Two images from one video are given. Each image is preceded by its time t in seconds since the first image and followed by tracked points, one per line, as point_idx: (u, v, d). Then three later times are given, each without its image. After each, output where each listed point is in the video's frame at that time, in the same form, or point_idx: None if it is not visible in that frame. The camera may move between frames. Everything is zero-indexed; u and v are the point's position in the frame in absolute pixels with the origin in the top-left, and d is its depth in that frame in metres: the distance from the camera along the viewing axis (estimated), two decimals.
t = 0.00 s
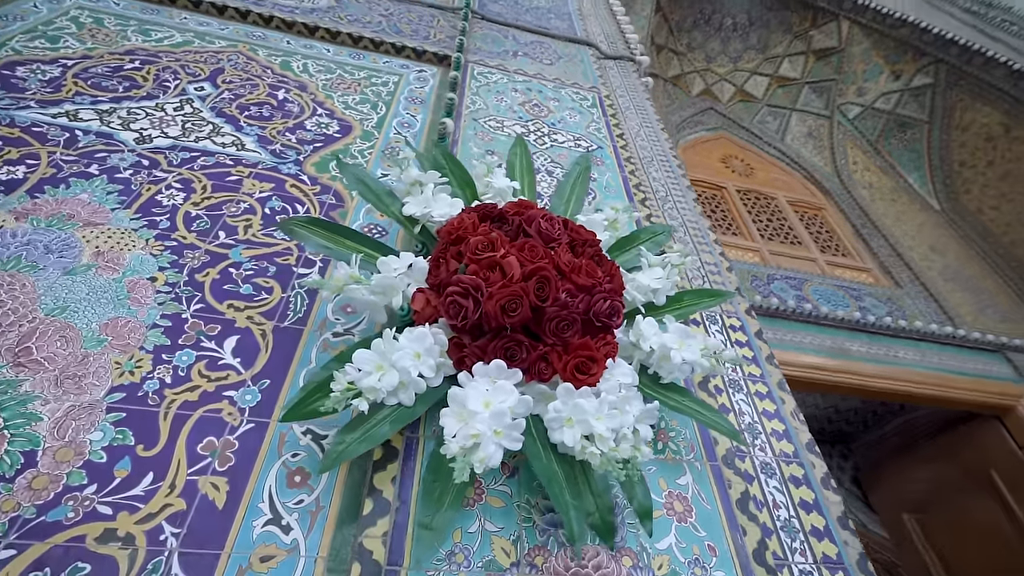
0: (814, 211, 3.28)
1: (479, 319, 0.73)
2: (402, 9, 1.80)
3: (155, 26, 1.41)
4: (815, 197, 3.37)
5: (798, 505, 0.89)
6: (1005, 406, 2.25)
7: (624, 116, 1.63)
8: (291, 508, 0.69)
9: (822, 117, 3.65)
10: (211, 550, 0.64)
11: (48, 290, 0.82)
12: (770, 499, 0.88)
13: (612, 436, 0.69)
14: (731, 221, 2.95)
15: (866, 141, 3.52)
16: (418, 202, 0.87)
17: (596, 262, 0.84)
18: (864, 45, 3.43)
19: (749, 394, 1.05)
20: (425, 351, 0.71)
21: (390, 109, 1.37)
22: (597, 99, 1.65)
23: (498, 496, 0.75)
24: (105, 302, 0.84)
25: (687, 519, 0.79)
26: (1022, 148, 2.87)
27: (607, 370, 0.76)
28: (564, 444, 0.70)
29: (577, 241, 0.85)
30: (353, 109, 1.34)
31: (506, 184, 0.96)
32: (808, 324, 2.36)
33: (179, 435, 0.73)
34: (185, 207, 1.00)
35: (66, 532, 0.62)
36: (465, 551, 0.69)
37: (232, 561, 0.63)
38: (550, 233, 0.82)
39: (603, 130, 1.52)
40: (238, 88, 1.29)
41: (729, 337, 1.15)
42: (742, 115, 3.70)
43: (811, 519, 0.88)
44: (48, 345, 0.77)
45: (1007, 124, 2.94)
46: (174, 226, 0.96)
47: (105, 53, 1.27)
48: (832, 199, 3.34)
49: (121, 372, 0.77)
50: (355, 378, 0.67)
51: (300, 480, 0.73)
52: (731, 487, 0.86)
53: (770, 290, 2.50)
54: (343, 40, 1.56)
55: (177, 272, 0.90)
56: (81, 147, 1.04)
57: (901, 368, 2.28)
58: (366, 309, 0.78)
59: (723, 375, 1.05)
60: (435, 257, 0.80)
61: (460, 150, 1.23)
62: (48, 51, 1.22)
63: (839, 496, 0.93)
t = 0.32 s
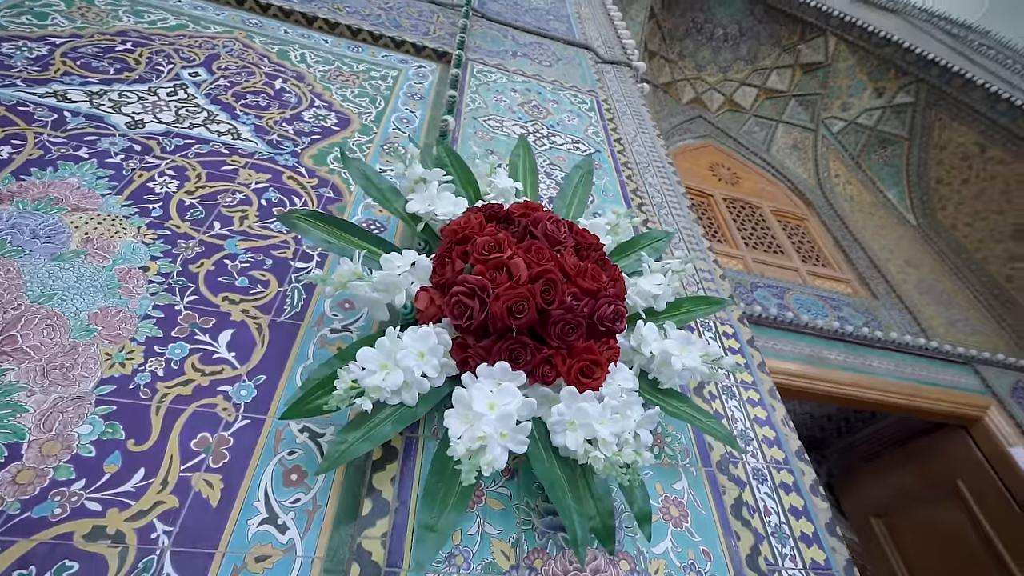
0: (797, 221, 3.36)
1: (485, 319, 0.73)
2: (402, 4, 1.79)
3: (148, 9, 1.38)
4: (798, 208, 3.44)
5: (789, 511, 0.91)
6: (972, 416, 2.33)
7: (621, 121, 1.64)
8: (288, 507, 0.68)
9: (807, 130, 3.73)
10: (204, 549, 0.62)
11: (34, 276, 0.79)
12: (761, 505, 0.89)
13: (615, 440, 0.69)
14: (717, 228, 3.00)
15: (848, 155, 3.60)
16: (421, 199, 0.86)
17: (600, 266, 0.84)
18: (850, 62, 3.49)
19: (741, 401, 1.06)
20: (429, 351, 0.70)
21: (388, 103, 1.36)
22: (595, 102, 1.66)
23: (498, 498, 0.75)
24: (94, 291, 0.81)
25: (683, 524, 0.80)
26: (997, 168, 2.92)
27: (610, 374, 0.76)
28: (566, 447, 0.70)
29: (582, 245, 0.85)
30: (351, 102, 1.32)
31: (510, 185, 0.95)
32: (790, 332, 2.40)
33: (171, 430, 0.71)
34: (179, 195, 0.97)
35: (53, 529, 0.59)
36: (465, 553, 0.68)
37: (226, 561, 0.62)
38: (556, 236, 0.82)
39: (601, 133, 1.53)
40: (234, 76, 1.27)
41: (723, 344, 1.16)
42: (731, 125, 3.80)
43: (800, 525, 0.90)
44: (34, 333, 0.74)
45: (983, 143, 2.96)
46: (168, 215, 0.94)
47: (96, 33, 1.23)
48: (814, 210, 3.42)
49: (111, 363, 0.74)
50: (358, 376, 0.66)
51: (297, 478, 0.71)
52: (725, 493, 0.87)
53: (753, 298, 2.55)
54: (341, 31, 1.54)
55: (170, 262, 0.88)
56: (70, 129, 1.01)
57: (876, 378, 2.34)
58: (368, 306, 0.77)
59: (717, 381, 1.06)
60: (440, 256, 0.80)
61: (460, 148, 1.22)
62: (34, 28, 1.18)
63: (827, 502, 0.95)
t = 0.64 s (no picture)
0: (781, 230, 3.42)
1: (490, 320, 0.72)
2: None
3: None
4: (782, 218, 3.52)
5: (780, 517, 0.92)
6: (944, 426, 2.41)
7: (619, 126, 1.64)
8: (285, 506, 0.66)
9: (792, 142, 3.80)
10: (198, 548, 0.60)
11: (21, 262, 0.76)
12: (753, 510, 0.90)
13: (618, 445, 0.69)
14: (704, 235, 3.04)
15: (831, 168, 3.68)
16: (425, 197, 0.85)
17: (604, 270, 0.84)
18: (836, 77, 3.52)
19: (734, 407, 1.08)
20: (432, 350, 0.70)
21: (388, 98, 1.34)
22: (593, 106, 1.66)
23: (497, 500, 0.74)
24: (84, 279, 0.78)
25: (679, 529, 0.81)
26: (973, 187, 2.99)
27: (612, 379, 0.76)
28: (569, 451, 0.70)
29: (587, 248, 0.85)
30: (350, 95, 1.31)
31: (513, 185, 0.95)
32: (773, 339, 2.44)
33: (165, 426, 0.69)
34: (174, 183, 0.95)
35: (39, 526, 0.57)
36: (465, 556, 0.67)
37: (221, 561, 0.60)
38: (562, 239, 0.82)
39: (598, 137, 1.53)
40: (231, 64, 1.25)
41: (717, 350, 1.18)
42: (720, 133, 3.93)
43: (791, 531, 0.91)
44: (20, 322, 0.71)
45: (960, 161, 3.04)
46: (162, 203, 0.91)
47: (87, 13, 1.21)
48: (798, 221, 3.50)
49: (103, 355, 0.72)
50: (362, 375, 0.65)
51: (294, 477, 0.69)
52: (720, 498, 0.88)
53: (737, 304, 2.59)
54: (341, 23, 1.53)
55: (163, 252, 0.85)
56: (59, 110, 0.98)
57: (854, 387, 2.39)
58: (370, 303, 0.76)
59: (711, 388, 1.07)
60: (445, 255, 0.79)
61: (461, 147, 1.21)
62: (23, 5, 1.15)
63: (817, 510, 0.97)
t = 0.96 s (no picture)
0: (767, 239, 3.48)
1: (496, 321, 0.72)
2: None
3: None
4: (768, 227, 3.58)
5: (771, 523, 0.93)
6: (916, 435, 2.48)
7: (616, 130, 1.65)
8: (282, 506, 0.65)
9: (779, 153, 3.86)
10: (193, 548, 0.58)
11: (9, 248, 0.74)
12: (746, 516, 0.91)
13: (621, 449, 0.69)
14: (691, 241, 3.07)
15: (817, 180, 3.75)
16: (430, 194, 0.84)
17: (608, 274, 0.84)
18: (824, 91, 3.58)
19: (728, 413, 1.09)
20: (437, 350, 0.69)
21: (388, 93, 1.33)
22: (592, 110, 1.67)
23: (497, 503, 0.74)
24: (76, 266, 0.76)
25: (675, 533, 0.81)
26: (952, 204, 3.06)
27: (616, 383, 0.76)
28: (571, 454, 0.70)
29: (593, 252, 0.85)
30: (351, 88, 1.29)
31: (518, 186, 0.95)
32: (756, 346, 2.48)
33: (159, 420, 0.66)
34: (170, 170, 0.93)
35: (26, 523, 0.54)
36: (465, 558, 0.67)
37: (216, 561, 0.58)
38: (569, 242, 0.82)
39: (597, 141, 1.54)
40: (228, 51, 1.23)
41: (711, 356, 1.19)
42: (709, 141, 4.01)
43: (781, 537, 0.92)
44: (7, 309, 0.68)
45: (939, 178, 3.11)
46: (157, 190, 0.89)
47: None
48: (783, 231, 3.57)
49: (94, 345, 0.70)
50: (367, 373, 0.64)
51: (291, 476, 0.68)
52: (715, 504, 0.89)
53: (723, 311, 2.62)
54: (341, 15, 1.52)
55: (159, 241, 0.83)
56: (50, 91, 0.96)
57: (833, 395, 2.44)
58: (373, 300, 0.75)
59: (706, 394, 1.08)
60: (451, 254, 0.78)
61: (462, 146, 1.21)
62: None
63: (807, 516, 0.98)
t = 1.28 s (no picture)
0: (753, 247, 3.53)
1: (502, 323, 0.71)
2: None
3: None
4: (754, 235, 3.63)
5: (763, 528, 0.94)
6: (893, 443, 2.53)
7: (615, 134, 1.66)
8: (280, 505, 0.63)
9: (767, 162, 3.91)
10: (189, 547, 0.57)
11: None
12: (739, 522, 0.92)
13: (624, 454, 0.68)
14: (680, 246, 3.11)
15: (803, 191, 3.82)
16: (435, 192, 0.83)
17: (613, 279, 0.85)
18: (813, 104, 3.64)
19: (722, 419, 1.10)
20: (442, 350, 0.68)
21: (388, 87, 1.31)
22: (591, 113, 1.67)
23: (498, 505, 0.73)
24: (68, 254, 0.73)
25: (672, 538, 0.81)
26: (932, 219, 3.14)
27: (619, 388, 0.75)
28: (574, 457, 0.69)
29: (598, 255, 0.85)
30: (351, 82, 1.27)
31: (522, 187, 0.94)
32: (742, 353, 2.51)
33: (154, 415, 0.64)
34: (166, 158, 0.91)
35: (14, 519, 0.52)
36: (466, 561, 0.66)
37: (212, 561, 0.57)
38: (575, 246, 0.82)
39: (596, 144, 1.54)
40: (226, 39, 1.22)
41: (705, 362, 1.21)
42: (699, 148, 4.06)
43: (773, 543, 0.93)
44: None
45: (920, 193, 3.19)
46: (152, 178, 0.87)
47: None
48: (769, 240, 3.62)
49: (87, 336, 0.67)
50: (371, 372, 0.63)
51: (290, 474, 0.66)
52: (710, 509, 0.90)
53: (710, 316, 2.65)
54: (341, 7, 1.50)
55: (154, 230, 0.81)
56: (41, 71, 0.93)
57: (814, 402, 2.48)
58: (376, 298, 0.73)
59: (701, 399, 1.09)
60: (457, 253, 0.77)
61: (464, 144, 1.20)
62: None
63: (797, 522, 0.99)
